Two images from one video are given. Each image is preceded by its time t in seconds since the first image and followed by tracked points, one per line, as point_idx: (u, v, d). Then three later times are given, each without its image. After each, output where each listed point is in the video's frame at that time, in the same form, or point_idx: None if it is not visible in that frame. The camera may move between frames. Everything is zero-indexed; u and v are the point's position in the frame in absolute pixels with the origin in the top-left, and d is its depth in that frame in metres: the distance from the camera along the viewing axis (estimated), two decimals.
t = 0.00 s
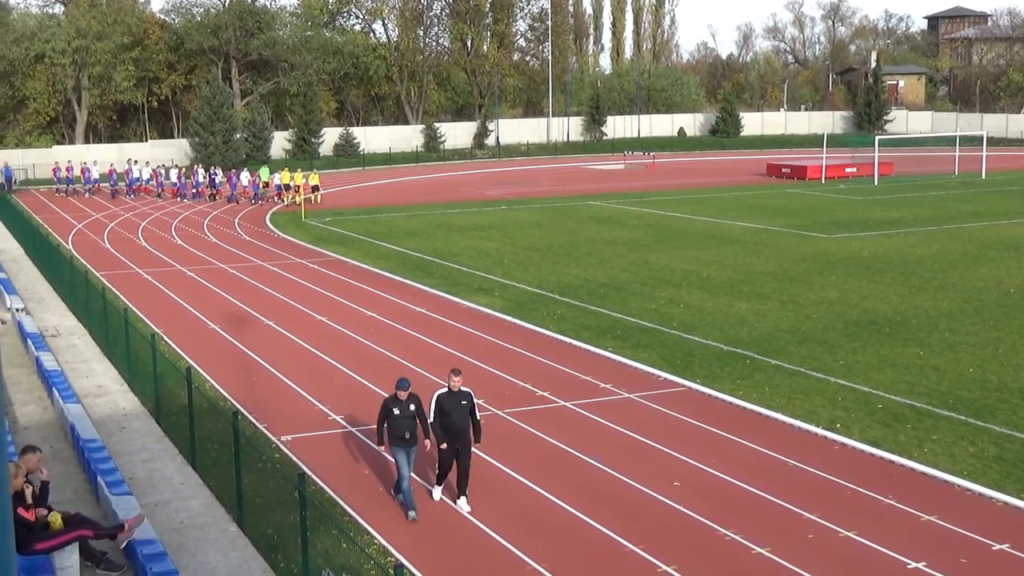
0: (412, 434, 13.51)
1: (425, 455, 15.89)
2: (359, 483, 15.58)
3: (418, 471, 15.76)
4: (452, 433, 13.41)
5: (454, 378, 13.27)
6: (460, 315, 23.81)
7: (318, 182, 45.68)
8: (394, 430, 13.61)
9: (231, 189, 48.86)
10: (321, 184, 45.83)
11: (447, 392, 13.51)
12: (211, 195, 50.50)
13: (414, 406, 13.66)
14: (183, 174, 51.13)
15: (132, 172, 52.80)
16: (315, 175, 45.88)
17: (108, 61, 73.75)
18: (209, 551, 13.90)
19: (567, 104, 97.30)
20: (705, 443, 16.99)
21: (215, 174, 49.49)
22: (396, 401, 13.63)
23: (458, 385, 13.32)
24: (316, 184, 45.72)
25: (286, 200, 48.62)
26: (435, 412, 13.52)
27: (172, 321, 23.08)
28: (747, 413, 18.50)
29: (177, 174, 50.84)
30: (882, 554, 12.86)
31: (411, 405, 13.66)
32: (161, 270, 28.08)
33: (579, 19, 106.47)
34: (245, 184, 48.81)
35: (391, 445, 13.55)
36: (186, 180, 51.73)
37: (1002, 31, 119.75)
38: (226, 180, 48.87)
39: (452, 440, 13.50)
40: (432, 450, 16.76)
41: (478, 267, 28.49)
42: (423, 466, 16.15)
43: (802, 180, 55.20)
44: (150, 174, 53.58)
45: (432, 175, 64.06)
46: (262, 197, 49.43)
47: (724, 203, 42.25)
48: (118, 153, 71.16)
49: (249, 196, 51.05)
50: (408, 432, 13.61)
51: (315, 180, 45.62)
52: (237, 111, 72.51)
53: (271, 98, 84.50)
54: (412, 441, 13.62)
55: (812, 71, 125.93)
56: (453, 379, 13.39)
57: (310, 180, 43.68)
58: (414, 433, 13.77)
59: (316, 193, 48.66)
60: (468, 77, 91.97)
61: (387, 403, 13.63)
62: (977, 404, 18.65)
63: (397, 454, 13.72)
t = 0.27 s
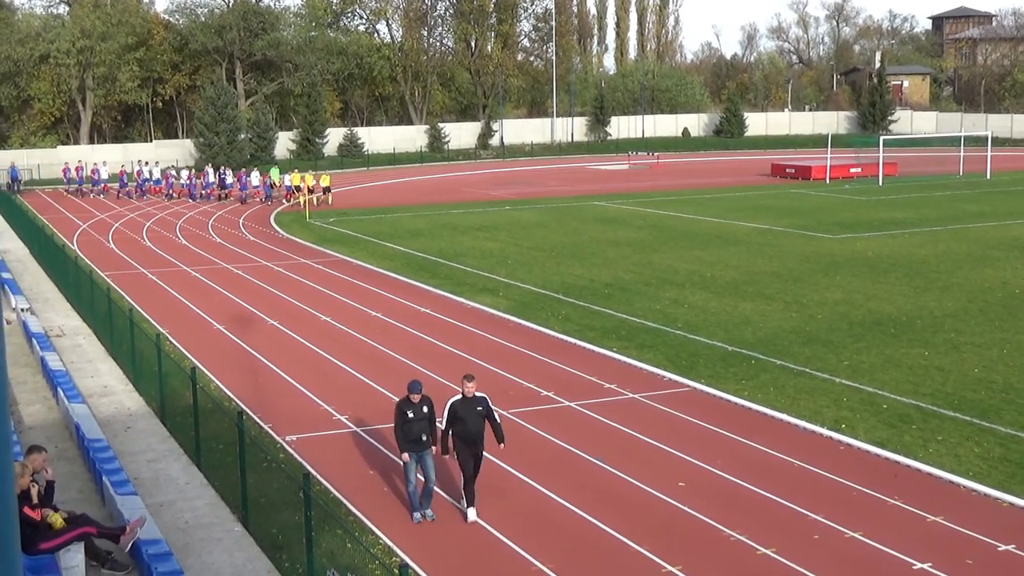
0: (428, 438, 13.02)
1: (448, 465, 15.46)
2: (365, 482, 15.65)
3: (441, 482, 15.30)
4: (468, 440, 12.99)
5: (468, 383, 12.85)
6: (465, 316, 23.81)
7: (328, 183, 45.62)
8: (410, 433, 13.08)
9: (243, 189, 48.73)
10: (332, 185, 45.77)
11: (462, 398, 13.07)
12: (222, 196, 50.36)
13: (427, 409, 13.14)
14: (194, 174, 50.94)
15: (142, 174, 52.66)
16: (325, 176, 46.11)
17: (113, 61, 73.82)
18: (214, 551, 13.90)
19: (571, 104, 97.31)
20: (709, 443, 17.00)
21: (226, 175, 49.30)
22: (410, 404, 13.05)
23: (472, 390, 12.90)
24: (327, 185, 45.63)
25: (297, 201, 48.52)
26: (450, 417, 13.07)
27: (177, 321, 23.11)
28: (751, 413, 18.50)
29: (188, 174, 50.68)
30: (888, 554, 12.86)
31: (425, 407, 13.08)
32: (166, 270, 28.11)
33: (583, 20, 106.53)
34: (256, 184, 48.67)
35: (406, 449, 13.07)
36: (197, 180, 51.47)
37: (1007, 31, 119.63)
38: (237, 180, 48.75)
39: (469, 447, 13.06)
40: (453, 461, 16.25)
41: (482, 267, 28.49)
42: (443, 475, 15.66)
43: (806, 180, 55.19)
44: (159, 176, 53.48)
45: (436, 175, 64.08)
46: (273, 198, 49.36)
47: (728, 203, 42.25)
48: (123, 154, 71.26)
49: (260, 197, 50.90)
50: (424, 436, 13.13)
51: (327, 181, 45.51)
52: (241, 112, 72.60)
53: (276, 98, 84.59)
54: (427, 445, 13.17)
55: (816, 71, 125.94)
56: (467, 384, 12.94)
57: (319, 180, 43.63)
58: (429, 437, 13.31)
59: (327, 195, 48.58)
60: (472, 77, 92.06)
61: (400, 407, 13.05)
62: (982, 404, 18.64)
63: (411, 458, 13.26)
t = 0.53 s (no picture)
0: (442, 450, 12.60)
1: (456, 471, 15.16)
2: (368, 481, 15.66)
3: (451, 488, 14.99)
4: (483, 446, 12.69)
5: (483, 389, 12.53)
6: (469, 315, 23.80)
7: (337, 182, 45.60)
8: (422, 444, 12.68)
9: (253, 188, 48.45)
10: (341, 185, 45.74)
11: (476, 403, 12.76)
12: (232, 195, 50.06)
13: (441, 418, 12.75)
14: (204, 173, 50.62)
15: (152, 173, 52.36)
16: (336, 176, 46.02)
17: (117, 60, 73.82)
18: (218, 549, 13.92)
19: (576, 103, 97.29)
20: (713, 442, 16.99)
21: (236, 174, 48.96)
22: (424, 412, 12.69)
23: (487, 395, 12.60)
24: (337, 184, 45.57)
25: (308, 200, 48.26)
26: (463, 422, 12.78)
27: (181, 319, 23.12)
28: (755, 412, 18.49)
29: (198, 172, 50.39)
30: (891, 554, 12.84)
31: (439, 415, 12.70)
32: (170, 268, 28.12)
33: (588, 18, 106.51)
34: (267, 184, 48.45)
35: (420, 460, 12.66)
36: (208, 179, 51.12)
37: (1013, 30, 119.42)
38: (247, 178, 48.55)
39: (485, 454, 12.72)
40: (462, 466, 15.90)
41: (486, 266, 28.50)
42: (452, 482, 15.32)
43: (811, 180, 55.12)
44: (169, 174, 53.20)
45: (440, 174, 64.08)
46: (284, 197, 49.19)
47: (732, 202, 42.22)
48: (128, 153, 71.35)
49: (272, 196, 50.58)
50: (438, 446, 12.73)
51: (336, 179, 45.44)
52: (246, 111, 72.64)
53: (281, 97, 84.57)
54: (440, 456, 12.71)
55: (822, 70, 125.82)
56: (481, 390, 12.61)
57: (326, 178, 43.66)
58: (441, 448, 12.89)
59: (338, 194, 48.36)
60: (477, 76, 92.07)
61: (414, 416, 12.69)
62: (986, 404, 18.61)
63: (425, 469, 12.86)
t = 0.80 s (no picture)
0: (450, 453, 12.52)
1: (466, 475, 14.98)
2: (371, 481, 15.67)
3: (459, 493, 14.79)
4: (496, 452, 12.50)
5: (497, 395, 12.33)
6: (471, 315, 23.78)
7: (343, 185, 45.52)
8: (431, 447, 12.59)
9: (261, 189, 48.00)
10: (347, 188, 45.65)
11: (491, 409, 12.55)
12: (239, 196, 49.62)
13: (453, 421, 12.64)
14: (212, 174, 50.17)
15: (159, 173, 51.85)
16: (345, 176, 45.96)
17: (120, 60, 73.71)
18: (220, 549, 13.93)
19: (578, 103, 97.29)
20: (716, 443, 16.98)
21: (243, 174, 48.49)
22: (435, 416, 12.59)
23: (502, 402, 12.38)
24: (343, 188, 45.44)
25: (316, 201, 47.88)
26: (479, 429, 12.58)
27: (183, 319, 23.11)
28: (758, 412, 18.48)
29: (205, 173, 49.96)
30: (893, 555, 12.84)
31: (450, 419, 12.59)
32: (173, 268, 28.11)
33: (590, 18, 106.53)
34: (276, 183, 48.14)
35: (427, 464, 12.55)
36: (215, 180, 50.67)
37: (1015, 30, 119.35)
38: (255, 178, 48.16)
39: (497, 459, 12.58)
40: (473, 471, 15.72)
41: (487, 266, 28.51)
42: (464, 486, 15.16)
43: (813, 179, 55.12)
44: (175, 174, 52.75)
45: (442, 174, 64.09)
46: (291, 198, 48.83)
47: (733, 203, 42.20)
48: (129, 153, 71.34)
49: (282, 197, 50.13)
50: (446, 449, 12.61)
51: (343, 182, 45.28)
52: (248, 111, 72.65)
53: (283, 97, 84.56)
54: (450, 458, 12.62)
55: (824, 70, 125.80)
56: (496, 396, 12.40)
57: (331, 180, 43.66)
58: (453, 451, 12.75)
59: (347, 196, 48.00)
60: (478, 76, 92.06)
61: (424, 419, 12.60)
62: (988, 404, 18.60)
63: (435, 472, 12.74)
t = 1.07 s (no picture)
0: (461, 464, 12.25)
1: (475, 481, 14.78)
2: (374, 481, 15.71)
3: (470, 502, 14.47)
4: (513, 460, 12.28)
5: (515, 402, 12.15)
6: (472, 315, 23.80)
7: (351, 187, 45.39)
8: (440, 460, 12.36)
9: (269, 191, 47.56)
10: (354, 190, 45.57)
11: (506, 417, 12.36)
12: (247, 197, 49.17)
13: (462, 432, 12.40)
14: (219, 174, 49.73)
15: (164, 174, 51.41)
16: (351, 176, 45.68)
17: (121, 61, 73.56)
18: (221, 550, 13.94)
19: (578, 103, 97.37)
20: (717, 442, 17.02)
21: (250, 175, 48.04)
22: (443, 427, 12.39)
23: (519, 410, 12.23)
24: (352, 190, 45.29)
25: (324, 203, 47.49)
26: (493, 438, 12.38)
27: (183, 320, 23.16)
28: (760, 413, 18.51)
29: (212, 174, 49.55)
30: (894, 555, 12.83)
31: (459, 430, 12.35)
32: (173, 269, 28.14)
33: (590, 19, 106.63)
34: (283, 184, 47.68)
35: (439, 476, 12.27)
36: (221, 180, 50.28)
37: (1017, 30, 119.33)
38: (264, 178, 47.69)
39: (514, 468, 12.33)
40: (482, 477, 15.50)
41: (488, 266, 28.53)
42: (475, 496, 14.88)
43: (814, 180, 55.15)
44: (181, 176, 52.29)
45: (443, 175, 64.14)
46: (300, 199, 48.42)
47: (734, 203, 42.21)
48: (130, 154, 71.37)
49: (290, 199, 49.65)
50: (457, 461, 12.34)
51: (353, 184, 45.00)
52: (249, 111, 72.63)
53: (284, 98, 84.55)
54: (460, 471, 12.34)
55: (824, 71, 125.85)
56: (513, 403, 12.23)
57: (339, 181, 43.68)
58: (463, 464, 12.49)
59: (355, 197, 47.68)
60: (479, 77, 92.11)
61: (432, 431, 12.40)
62: (989, 404, 18.61)
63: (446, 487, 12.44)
